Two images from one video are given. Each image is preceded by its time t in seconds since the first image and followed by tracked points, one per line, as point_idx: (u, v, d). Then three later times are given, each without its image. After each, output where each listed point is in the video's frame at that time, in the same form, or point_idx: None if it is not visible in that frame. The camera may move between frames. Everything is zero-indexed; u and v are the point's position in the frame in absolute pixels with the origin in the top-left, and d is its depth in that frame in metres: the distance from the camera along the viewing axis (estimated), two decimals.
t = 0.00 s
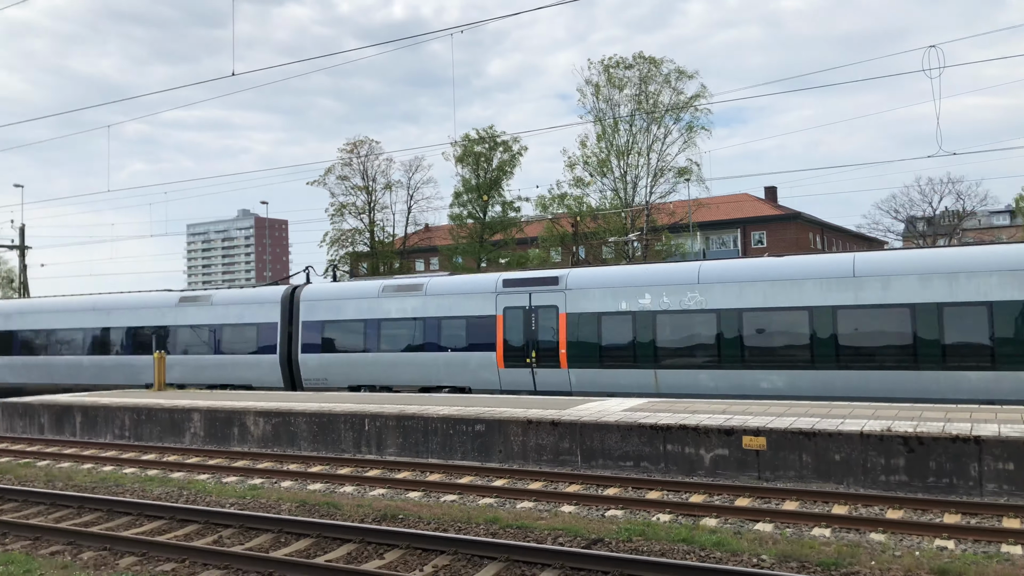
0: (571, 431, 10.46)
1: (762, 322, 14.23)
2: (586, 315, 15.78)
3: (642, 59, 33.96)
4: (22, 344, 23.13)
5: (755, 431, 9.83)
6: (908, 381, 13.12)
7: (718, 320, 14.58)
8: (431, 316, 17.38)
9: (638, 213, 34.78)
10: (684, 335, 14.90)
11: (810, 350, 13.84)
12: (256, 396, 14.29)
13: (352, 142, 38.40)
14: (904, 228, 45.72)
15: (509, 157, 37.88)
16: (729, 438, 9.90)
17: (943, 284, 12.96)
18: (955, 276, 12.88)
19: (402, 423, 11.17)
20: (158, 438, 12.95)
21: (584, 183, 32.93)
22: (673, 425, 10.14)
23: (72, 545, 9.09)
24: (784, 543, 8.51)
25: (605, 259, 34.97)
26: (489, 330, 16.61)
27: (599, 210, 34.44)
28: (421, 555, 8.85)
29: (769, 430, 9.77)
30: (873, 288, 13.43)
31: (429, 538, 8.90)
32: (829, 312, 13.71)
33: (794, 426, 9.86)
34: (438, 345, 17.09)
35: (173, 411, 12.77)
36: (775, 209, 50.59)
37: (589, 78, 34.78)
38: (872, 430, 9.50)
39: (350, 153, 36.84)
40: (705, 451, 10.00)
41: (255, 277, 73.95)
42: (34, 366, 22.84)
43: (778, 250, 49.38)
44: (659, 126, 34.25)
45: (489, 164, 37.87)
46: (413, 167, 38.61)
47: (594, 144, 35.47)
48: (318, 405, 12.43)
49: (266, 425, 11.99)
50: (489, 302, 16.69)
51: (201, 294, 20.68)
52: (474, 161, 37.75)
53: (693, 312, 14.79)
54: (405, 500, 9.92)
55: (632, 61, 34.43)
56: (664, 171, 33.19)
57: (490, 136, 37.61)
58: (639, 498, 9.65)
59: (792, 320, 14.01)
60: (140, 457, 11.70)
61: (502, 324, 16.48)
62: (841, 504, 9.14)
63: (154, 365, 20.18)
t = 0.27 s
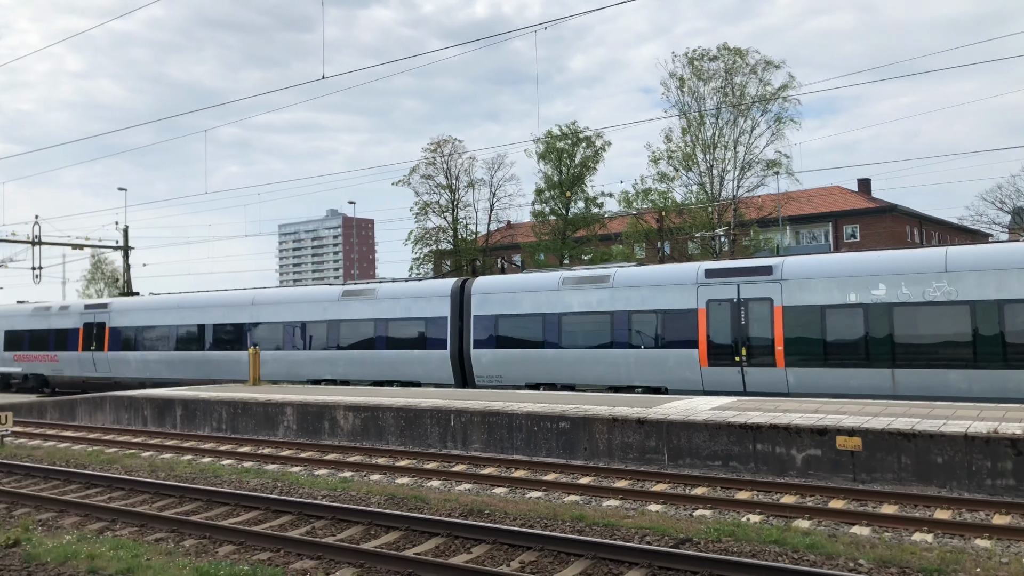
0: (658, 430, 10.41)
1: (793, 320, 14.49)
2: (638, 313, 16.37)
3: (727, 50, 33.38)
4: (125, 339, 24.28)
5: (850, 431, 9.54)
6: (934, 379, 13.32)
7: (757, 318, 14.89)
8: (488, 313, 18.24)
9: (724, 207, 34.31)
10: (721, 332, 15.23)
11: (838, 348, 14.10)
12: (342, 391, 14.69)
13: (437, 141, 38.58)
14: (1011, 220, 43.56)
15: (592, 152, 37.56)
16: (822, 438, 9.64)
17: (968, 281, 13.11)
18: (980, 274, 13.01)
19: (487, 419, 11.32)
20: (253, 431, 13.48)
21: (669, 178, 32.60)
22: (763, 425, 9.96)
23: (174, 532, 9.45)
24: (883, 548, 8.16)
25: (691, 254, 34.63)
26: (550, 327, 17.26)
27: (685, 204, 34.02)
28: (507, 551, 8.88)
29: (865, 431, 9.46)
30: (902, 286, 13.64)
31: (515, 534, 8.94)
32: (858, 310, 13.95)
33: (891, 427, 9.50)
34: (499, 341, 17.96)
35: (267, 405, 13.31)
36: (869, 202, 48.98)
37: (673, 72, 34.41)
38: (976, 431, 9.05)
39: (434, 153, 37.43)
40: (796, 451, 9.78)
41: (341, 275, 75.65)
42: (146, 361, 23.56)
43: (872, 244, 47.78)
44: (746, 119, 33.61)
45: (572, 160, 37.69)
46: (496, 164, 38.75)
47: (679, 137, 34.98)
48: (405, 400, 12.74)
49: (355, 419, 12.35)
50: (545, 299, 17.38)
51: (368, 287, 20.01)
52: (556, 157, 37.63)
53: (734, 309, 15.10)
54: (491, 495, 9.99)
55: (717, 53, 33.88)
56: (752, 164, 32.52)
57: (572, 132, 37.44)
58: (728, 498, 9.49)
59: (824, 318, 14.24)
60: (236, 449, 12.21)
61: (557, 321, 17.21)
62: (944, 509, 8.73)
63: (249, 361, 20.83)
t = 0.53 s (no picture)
0: (731, 432, 10.31)
1: (830, 319, 14.85)
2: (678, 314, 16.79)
3: (801, 44, 32.70)
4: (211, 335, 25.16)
5: (933, 436, 9.20)
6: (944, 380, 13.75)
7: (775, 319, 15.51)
8: (534, 313, 18.77)
9: (799, 205, 33.58)
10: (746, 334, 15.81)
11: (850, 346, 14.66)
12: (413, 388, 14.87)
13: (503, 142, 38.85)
14: None
15: (662, 150, 37.41)
16: (903, 443, 9.34)
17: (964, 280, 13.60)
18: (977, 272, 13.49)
19: (556, 419, 11.39)
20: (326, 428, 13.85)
21: (741, 176, 32.15)
22: (840, 428, 9.72)
23: (251, 526, 9.69)
24: (970, 557, 7.80)
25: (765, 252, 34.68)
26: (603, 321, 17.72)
27: (758, 202, 33.52)
28: (578, 551, 8.83)
29: (949, 435, 9.10)
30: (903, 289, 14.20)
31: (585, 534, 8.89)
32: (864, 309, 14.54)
33: (978, 432, 9.10)
34: (560, 340, 18.21)
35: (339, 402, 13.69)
36: (952, 198, 47.26)
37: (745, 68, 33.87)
38: None
39: (502, 152, 37.64)
40: (876, 456, 9.50)
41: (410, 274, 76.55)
42: (255, 359, 23.86)
43: (956, 242, 46.07)
44: (821, 114, 32.87)
45: (641, 158, 37.58)
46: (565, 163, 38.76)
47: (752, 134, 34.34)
48: (474, 399, 12.95)
49: (424, 417, 12.58)
50: (589, 298, 17.85)
51: (515, 282, 19.21)
52: (625, 156, 37.53)
53: (753, 312, 15.69)
54: (560, 496, 10.00)
55: (790, 47, 33.24)
56: (827, 161, 31.77)
57: (641, 130, 37.30)
58: (804, 502, 9.27)
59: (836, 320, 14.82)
60: (310, 445, 12.56)
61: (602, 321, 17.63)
62: None
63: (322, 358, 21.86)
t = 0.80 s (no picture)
0: (796, 436, 10.19)
1: (891, 321, 14.51)
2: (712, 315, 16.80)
3: (870, 39, 31.91)
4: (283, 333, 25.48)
5: (1011, 443, 8.83)
6: (969, 383, 13.69)
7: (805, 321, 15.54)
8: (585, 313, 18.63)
9: (867, 204, 32.79)
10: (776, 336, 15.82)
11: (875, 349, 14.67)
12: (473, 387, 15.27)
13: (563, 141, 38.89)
14: None
15: (725, 148, 37.37)
16: (978, 450, 9.02)
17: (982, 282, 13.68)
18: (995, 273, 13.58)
19: (616, 421, 11.45)
20: (387, 425, 14.40)
21: (806, 175, 31.54)
22: (911, 434, 9.46)
23: (315, 521, 9.87)
24: None
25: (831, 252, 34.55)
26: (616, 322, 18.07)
27: (824, 202, 32.88)
28: (639, 554, 8.71)
29: None
30: (924, 291, 14.26)
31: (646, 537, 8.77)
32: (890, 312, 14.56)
33: None
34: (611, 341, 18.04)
35: (401, 401, 14.22)
36: None
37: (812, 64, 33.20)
38: None
39: (562, 152, 37.65)
40: (949, 463, 9.20)
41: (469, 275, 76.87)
42: (373, 356, 22.82)
43: None
44: (891, 112, 32.05)
45: (703, 157, 37.54)
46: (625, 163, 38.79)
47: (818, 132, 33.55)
48: (532, 399, 13.22)
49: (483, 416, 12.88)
50: (642, 298, 17.66)
51: (671, 277, 17.45)
52: (687, 154, 37.50)
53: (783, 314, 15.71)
54: (620, 498, 9.98)
55: (859, 42, 32.48)
56: (897, 159, 30.96)
57: (704, 129, 37.37)
58: (872, 509, 9.03)
59: (863, 323, 14.82)
60: (371, 442, 12.84)
61: (643, 321, 17.56)
62: None
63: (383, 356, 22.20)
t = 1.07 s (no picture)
0: (860, 440, 10.02)
1: (944, 322, 14.40)
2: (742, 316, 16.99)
3: (939, 32, 31.00)
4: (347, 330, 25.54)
5: None
6: (996, 386, 13.80)
7: (834, 323, 15.68)
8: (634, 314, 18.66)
9: (935, 202, 31.88)
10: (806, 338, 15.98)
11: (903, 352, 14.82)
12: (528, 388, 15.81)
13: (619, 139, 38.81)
14: None
15: (785, 146, 36.75)
16: None
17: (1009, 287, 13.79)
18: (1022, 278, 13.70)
19: (674, 422, 11.62)
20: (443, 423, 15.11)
21: (871, 171, 30.83)
22: (983, 439, 9.14)
23: (373, 518, 9.97)
24: None
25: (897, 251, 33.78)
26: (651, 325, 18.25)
27: (889, 200, 32.14)
28: (697, 557, 8.54)
29: None
30: (952, 295, 14.39)
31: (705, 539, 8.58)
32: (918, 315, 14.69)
33: None
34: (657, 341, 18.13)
35: (457, 400, 14.86)
36: None
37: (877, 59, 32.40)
38: None
39: (618, 151, 37.50)
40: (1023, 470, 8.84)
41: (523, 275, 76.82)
42: (490, 358, 21.39)
43: None
44: (961, 106, 31.10)
45: (763, 155, 36.94)
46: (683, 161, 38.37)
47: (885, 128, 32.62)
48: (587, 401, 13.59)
49: (539, 416, 13.36)
50: (689, 299, 17.67)
51: (721, 277, 17.44)
52: (747, 152, 36.97)
53: (813, 316, 15.87)
54: (679, 500, 9.93)
55: (927, 35, 31.57)
56: (967, 156, 30.02)
57: (764, 126, 36.80)
58: (940, 516, 8.76)
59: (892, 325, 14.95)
60: (429, 440, 13.28)
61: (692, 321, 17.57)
62: None
63: (439, 354, 22.36)
